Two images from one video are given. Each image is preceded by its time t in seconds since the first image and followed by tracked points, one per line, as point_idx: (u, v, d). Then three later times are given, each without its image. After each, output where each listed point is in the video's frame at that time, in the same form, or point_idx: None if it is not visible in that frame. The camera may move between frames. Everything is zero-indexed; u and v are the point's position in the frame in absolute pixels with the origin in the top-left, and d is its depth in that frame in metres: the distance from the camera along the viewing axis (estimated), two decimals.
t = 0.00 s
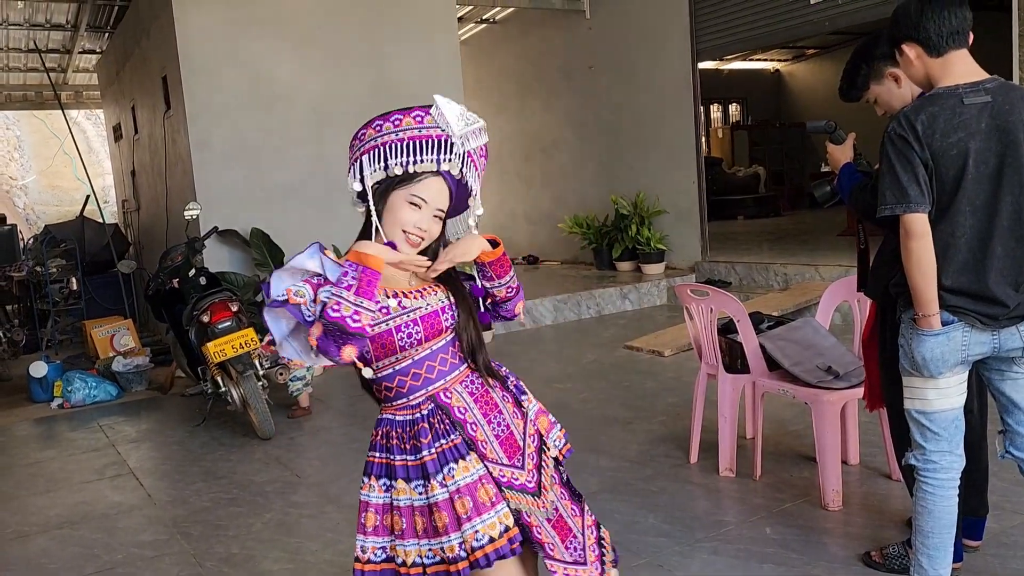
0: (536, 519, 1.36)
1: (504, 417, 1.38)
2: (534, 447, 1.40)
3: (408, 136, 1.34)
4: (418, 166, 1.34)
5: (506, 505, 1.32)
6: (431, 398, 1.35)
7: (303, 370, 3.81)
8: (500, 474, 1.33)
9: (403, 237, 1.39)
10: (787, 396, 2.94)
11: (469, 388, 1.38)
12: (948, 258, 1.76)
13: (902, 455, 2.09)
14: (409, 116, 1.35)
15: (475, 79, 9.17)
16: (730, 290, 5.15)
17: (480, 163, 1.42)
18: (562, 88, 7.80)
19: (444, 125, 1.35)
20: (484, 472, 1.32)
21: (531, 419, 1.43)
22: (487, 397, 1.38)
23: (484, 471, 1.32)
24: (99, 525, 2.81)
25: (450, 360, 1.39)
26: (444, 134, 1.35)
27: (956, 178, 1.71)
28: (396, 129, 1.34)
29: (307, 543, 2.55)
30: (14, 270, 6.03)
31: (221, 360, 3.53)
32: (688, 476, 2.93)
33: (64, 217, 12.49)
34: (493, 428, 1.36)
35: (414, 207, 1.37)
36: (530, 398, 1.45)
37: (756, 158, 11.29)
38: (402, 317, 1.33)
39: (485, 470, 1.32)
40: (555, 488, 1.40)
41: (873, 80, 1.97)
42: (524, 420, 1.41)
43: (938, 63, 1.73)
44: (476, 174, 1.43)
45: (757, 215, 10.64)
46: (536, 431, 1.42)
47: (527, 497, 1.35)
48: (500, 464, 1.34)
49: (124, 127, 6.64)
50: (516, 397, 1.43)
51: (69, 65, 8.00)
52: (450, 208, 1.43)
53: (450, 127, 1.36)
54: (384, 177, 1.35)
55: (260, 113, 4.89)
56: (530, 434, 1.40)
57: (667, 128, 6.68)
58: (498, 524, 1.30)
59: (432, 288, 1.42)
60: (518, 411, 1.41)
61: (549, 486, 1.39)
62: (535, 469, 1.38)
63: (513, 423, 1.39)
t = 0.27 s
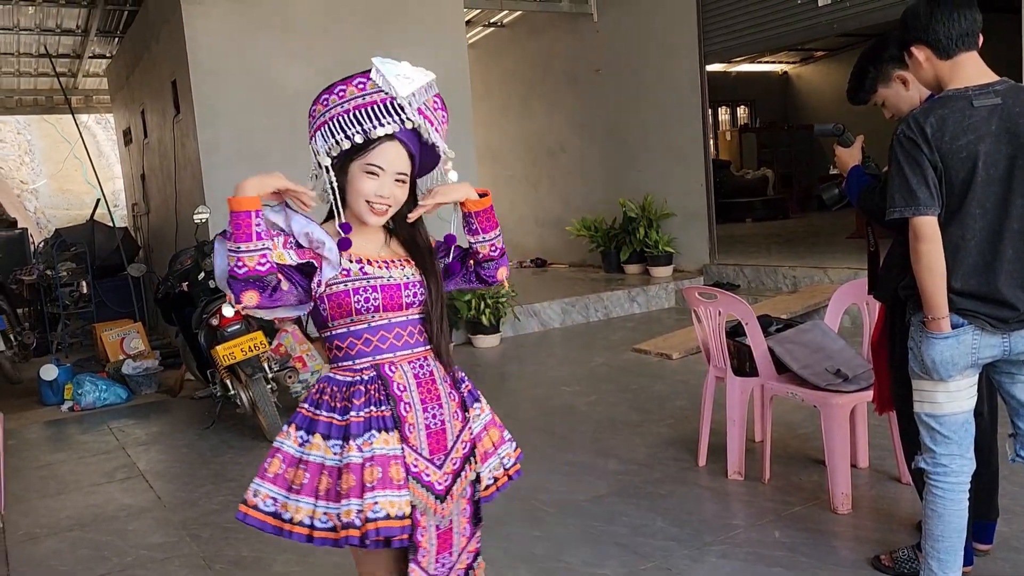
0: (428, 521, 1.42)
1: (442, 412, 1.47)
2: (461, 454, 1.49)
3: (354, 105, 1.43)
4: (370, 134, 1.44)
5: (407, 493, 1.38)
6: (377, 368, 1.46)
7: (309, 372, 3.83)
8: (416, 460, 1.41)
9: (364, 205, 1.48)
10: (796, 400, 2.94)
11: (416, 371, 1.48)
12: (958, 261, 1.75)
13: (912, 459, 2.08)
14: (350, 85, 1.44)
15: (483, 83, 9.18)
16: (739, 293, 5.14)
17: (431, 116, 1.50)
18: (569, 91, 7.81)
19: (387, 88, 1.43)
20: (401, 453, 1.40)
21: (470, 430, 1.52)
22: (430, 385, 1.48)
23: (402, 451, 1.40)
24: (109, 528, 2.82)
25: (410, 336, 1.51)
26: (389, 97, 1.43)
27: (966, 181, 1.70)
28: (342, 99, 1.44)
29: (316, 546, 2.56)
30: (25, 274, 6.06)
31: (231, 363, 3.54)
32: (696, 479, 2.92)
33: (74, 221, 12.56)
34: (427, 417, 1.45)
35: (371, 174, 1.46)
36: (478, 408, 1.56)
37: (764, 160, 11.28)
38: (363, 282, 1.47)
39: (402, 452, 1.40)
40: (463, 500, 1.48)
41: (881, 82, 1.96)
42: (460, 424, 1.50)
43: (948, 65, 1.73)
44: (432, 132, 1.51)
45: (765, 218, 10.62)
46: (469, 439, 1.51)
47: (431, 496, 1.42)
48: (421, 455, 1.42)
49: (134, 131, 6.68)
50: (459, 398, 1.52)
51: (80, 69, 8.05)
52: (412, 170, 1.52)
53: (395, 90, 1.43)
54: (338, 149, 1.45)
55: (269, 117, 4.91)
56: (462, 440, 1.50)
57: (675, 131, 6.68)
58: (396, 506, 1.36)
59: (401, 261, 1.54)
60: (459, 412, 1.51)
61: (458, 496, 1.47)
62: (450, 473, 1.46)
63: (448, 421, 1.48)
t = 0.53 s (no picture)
0: (366, 522, 1.48)
1: (405, 419, 1.50)
2: (422, 464, 1.51)
3: (301, 112, 1.49)
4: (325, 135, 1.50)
5: (345, 492, 1.44)
6: (346, 365, 1.51)
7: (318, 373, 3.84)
8: (363, 461, 1.46)
9: (339, 202, 1.53)
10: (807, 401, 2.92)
11: (385, 374, 1.52)
12: (972, 263, 1.74)
13: (924, 461, 2.07)
14: (295, 93, 1.51)
15: (492, 84, 9.18)
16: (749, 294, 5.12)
17: (379, 98, 1.52)
18: (579, 92, 7.81)
19: (324, 86, 1.48)
20: (348, 452, 1.45)
21: (438, 442, 1.54)
22: (397, 390, 1.51)
23: (351, 450, 1.46)
24: (121, 528, 2.84)
25: (397, 338, 1.56)
26: (327, 94, 1.48)
27: (979, 181, 1.69)
28: (292, 109, 1.51)
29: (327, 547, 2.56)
30: (38, 275, 6.10)
31: (242, 364, 3.56)
32: (707, 481, 2.91)
33: (86, 223, 12.62)
34: (387, 421, 1.49)
35: (339, 171, 1.51)
36: (452, 421, 1.57)
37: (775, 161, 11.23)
38: (342, 279, 1.52)
39: (349, 451, 1.45)
40: (416, 510, 1.51)
41: (892, 83, 1.95)
42: (426, 434, 1.52)
43: (960, 65, 1.72)
44: (386, 114, 1.53)
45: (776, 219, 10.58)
46: (434, 451, 1.53)
47: (375, 499, 1.47)
48: (372, 458, 1.47)
49: (146, 133, 6.71)
50: (430, 407, 1.54)
51: (92, 71, 8.09)
52: (380, 156, 1.54)
53: (333, 85, 1.48)
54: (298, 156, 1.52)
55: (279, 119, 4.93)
56: (426, 449, 1.52)
57: (685, 132, 6.66)
58: (329, 504, 1.42)
59: (387, 262, 1.58)
60: (426, 422, 1.53)
61: (407, 505, 1.50)
62: (404, 481, 1.50)
63: (411, 429, 1.51)
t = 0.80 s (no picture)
0: (367, 524, 1.51)
1: (399, 420, 1.53)
2: (420, 464, 1.54)
3: (293, 113, 1.53)
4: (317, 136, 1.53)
5: (334, 490, 1.48)
6: (337, 363, 1.54)
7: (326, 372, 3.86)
8: (354, 461, 1.50)
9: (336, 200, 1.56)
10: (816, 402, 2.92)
11: (377, 374, 1.54)
12: (982, 263, 1.73)
13: (933, 462, 2.06)
14: (288, 96, 1.55)
15: (499, 84, 9.18)
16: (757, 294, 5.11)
17: (368, 94, 1.54)
18: (586, 92, 7.80)
19: (313, 87, 1.51)
20: (339, 451, 1.49)
21: (437, 442, 1.56)
22: (389, 390, 1.53)
23: (342, 450, 1.49)
24: (130, 525, 2.85)
25: (392, 336, 1.56)
26: (316, 95, 1.51)
27: (990, 181, 1.68)
28: (286, 111, 1.55)
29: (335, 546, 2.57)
30: (47, 275, 6.13)
31: (250, 363, 3.58)
32: (714, 481, 2.91)
33: (95, 222, 12.66)
34: (379, 422, 1.52)
35: (334, 169, 1.54)
36: (452, 422, 1.59)
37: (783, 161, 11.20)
38: (335, 279, 1.55)
39: (339, 450, 1.49)
40: (417, 510, 1.54)
41: (902, 82, 1.95)
42: (422, 435, 1.54)
43: (971, 64, 1.71)
44: (377, 109, 1.55)
45: (783, 219, 10.55)
46: (432, 451, 1.55)
47: (370, 497, 1.51)
48: (365, 458, 1.50)
49: (154, 133, 6.74)
50: (428, 407, 1.56)
51: (101, 71, 8.12)
52: (374, 151, 1.56)
53: (320, 85, 1.50)
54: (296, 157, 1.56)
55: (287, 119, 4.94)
56: (422, 450, 1.54)
57: (693, 132, 6.65)
58: (315, 501, 1.47)
59: (382, 261, 1.58)
60: (424, 421, 1.55)
61: (407, 505, 1.53)
62: (401, 481, 1.52)
63: (406, 430, 1.53)
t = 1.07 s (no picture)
0: (356, 553, 1.45)
1: (396, 448, 1.47)
2: (416, 494, 1.47)
3: (310, 131, 1.51)
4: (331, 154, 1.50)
5: (321, 511, 1.45)
6: (342, 390, 1.51)
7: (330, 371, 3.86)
8: (347, 486, 1.45)
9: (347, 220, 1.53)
10: (820, 402, 2.91)
11: (377, 403, 1.49)
12: (987, 263, 1.73)
13: (938, 462, 2.05)
14: (306, 115, 1.53)
15: (503, 83, 9.18)
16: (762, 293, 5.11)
17: (384, 116, 1.51)
18: (590, 91, 7.80)
19: (330, 105, 1.49)
20: (332, 475, 1.46)
21: (435, 473, 1.48)
22: (388, 419, 1.48)
23: (334, 475, 1.45)
24: (133, 524, 2.85)
25: (383, 364, 1.50)
26: (333, 113, 1.49)
27: (996, 181, 1.67)
28: (304, 130, 1.53)
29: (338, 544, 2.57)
30: (52, 272, 6.14)
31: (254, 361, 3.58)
32: (718, 481, 2.90)
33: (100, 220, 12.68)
34: (375, 449, 1.47)
35: (346, 188, 1.50)
36: (454, 452, 1.50)
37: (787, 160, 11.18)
38: (338, 309, 1.51)
39: (332, 473, 1.46)
40: (409, 541, 1.47)
41: (908, 82, 1.94)
42: (420, 464, 1.48)
43: (977, 64, 1.70)
44: (392, 130, 1.52)
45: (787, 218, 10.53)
46: (429, 481, 1.48)
47: (360, 525, 1.45)
48: (358, 485, 1.45)
49: (159, 131, 6.74)
50: (428, 436, 1.49)
51: (105, 70, 8.13)
52: (387, 171, 1.52)
53: (337, 104, 1.49)
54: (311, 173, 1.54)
55: (291, 117, 4.94)
56: (419, 480, 1.47)
57: (697, 132, 6.65)
58: (300, 519, 1.45)
59: (385, 288, 1.52)
60: (422, 451, 1.48)
61: (397, 535, 1.46)
62: (394, 510, 1.46)
63: (403, 459, 1.47)
